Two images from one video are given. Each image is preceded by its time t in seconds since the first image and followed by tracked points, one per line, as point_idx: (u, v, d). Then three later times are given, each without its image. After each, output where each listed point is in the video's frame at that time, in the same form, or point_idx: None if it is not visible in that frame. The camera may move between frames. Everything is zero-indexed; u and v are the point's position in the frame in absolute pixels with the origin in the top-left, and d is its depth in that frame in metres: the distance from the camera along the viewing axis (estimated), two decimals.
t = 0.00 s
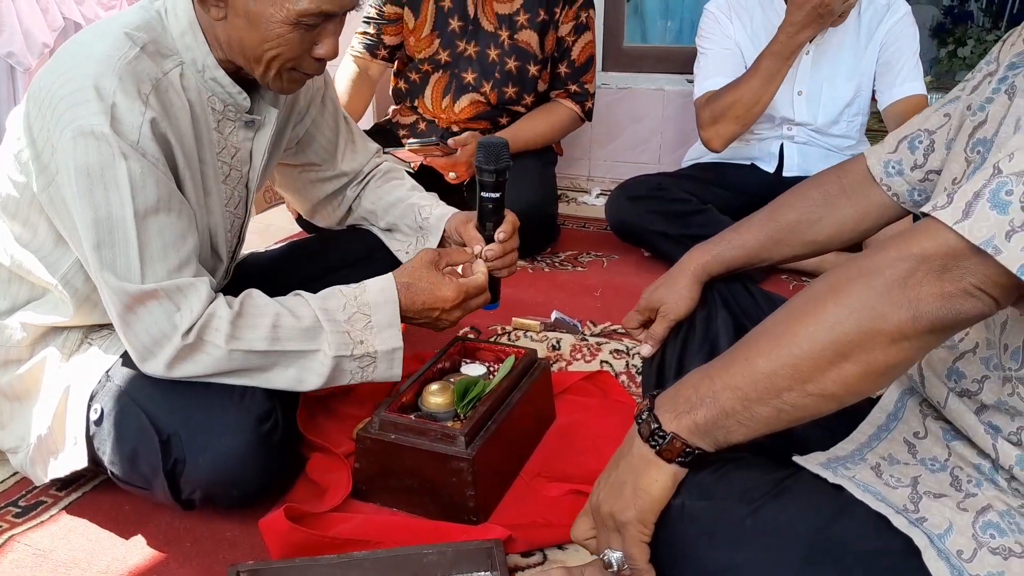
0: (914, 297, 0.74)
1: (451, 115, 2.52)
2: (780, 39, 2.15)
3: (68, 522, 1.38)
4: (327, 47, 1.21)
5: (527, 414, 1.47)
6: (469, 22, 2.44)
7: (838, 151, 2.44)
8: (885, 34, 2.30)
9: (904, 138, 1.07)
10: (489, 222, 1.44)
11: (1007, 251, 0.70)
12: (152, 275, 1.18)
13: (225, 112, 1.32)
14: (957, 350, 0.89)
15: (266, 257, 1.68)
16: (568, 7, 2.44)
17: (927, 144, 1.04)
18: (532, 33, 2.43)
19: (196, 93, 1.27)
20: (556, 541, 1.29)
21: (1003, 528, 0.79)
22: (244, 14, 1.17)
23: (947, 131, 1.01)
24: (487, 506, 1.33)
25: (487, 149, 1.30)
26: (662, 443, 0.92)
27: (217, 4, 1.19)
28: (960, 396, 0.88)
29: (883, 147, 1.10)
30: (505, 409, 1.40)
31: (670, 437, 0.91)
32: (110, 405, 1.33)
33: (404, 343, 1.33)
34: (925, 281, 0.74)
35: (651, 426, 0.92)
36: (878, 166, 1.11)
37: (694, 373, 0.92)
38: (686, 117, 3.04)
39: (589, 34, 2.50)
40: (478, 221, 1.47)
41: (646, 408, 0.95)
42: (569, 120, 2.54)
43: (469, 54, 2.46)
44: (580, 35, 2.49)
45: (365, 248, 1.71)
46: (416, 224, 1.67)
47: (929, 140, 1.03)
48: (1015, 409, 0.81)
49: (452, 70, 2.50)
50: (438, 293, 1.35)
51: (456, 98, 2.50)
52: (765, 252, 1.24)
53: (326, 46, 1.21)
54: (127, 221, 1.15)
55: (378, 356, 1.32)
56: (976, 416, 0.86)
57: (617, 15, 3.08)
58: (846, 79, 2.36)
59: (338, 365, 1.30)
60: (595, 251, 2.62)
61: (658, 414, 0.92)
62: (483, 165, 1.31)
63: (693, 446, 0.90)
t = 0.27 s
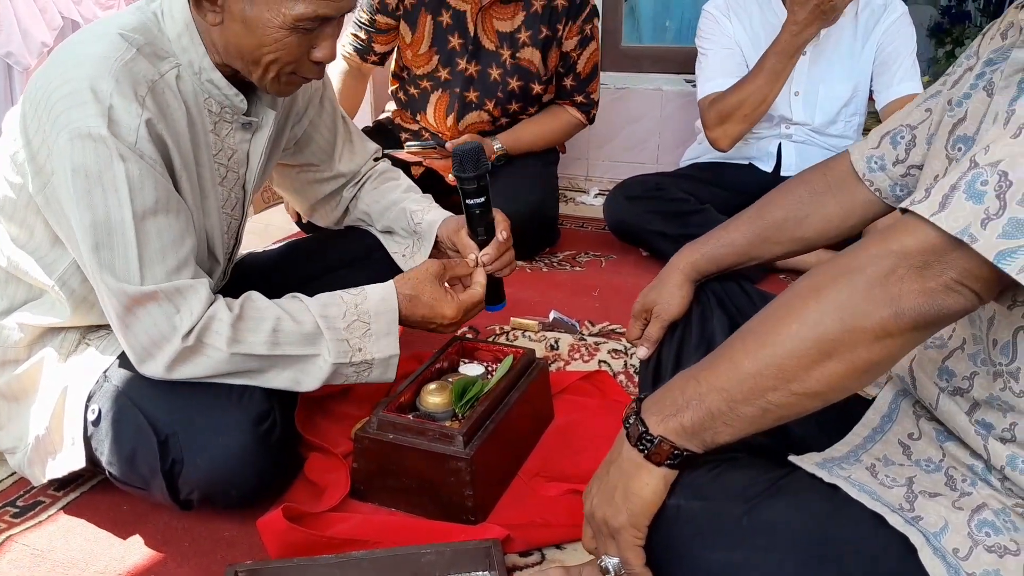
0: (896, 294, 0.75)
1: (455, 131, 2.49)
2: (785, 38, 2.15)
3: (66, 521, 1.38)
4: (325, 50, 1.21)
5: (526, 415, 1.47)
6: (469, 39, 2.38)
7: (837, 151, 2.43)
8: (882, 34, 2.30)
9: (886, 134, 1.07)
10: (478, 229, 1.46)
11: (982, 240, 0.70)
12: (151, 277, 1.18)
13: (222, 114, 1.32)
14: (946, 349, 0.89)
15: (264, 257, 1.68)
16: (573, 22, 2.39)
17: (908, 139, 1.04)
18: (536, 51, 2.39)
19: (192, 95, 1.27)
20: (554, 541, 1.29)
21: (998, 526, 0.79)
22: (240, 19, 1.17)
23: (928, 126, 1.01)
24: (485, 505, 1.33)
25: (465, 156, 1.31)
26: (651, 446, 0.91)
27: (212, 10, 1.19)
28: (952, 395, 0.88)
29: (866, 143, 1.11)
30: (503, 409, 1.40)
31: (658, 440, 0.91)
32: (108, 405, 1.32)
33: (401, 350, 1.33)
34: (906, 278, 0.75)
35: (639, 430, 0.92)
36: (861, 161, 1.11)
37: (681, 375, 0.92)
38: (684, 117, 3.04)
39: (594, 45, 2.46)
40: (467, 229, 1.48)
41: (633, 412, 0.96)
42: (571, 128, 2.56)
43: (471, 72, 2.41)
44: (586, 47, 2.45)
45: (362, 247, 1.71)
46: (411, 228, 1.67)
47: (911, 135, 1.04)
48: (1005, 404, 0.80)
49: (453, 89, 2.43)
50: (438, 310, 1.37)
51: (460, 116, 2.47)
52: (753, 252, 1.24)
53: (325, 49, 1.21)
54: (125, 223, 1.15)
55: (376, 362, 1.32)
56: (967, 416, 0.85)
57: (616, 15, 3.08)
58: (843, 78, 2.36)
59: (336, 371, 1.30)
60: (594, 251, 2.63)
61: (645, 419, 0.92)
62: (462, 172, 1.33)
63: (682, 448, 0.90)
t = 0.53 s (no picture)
0: (883, 304, 0.75)
1: (456, 136, 2.49)
2: (793, 47, 2.11)
3: (62, 525, 1.37)
4: (325, 51, 1.22)
5: (522, 419, 1.48)
6: (468, 44, 2.37)
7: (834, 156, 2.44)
8: (878, 40, 2.31)
9: (872, 138, 1.09)
10: (465, 238, 1.49)
11: (968, 248, 0.70)
12: (148, 279, 1.18)
13: (221, 117, 1.32)
14: (934, 355, 0.90)
15: (261, 261, 1.68)
16: (571, 24, 2.40)
17: (893, 144, 1.06)
18: (535, 53, 2.40)
19: (192, 98, 1.28)
20: (551, 544, 1.29)
21: (992, 528, 0.79)
22: (240, 19, 1.17)
23: (912, 131, 1.03)
24: (482, 509, 1.33)
25: (433, 172, 1.32)
26: (641, 454, 0.92)
27: (212, 10, 1.19)
28: (942, 400, 0.88)
29: (852, 148, 1.12)
30: (499, 413, 1.40)
31: (649, 447, 0.91)
32: (105, 408, 1.32)
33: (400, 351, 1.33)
34: (893, 288, 0.75)
35: (630, 438, 0.93)
36: (846, 168, 1.13)
37: (671, 383, 0.92)
38: (680, 121, 3.05)
39: (593, 45, 2.48)
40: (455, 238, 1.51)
41: (623, 419, 0.97)
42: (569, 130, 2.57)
43: (470, 76, 2.41)
44: (584, 49, 2.46)
45: (358, 250, 1.71)
46: (406, 234, 1.66)
47: (895, 140, 1.05)
48: (995, 408, 0.81)
49: (452, 93, 2.42)
50: (439, 310, 1.37)
51: (462, 122, 2.48)
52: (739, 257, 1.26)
53: (324, 50, 1.21)
54: (123, 226, 1.15)
55: (375, 365, 1.32)
56: (957, 421, 0.86)
57: (612, 20, 3.10)
58: (840, 84, 2.37)
59: (335, 373, 1.30)
60: (590, 254, 2.63)
61: (636, 426, 0.93)
62: (435, 190, 1.34)
63: (673, 455, 0.91)
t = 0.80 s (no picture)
0: (862, 298, 0.75)
1: (460, 130, 2.49)
2: (795, 46, 2.10)
3: (65, 525, 1.38)
4: (324, 49, 1.22)
5: (524, 420, 1.48)
6: (474, 36, 2.38)
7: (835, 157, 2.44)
8: (881, 41, 2.31)
9: (864, 121, 1.09)
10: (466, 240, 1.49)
11: (946, 238, 0.69)
12: (150, 280, 1.18)
13: (224, 118, 1.32)
14: (921, 350, 0.91)
15: (262, 262, 1.68)
16: (577, 18, 2.40)
17: (884, 127, 1.06)
18: (540, 46, 2.40)
19: (196, 98, 1.28)
20: (553, 545, 1.28)
21: (989, 524, 0.80)
22: (239, 17, 1.17)
23: (902, 115, 1.03)
24: (484, 509, 1.33)
25: (435, 172, 1.33)
26: (622, 449, 0.91)
27: (212, 8, 1.19)
28: (933, 398, 0.88)
29: (846, 130, 1.13)
30: (501, 413, 1.40)
31: (629, 442, 0.90)
32: (107, 408, 1.33)
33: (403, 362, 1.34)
34: (872, 283, 0.74)
35: (609, 433, 0.92)
36: (840, 150, 1.13)
37: (649, 378, 0.91)
38: (682, 123, 3.05)
39: (597, 42, 2.48)
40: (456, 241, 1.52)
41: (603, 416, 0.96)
42: (569, 128, 2.58)
43: (475, 68, 2.42)
44: (589, 45, 2.46)
45: (360, 250, 1.71)
46: (409, 235, 1.67)
47: (886, 124, 1.06)
48: (986, 399, 0.81)
49: (457, 84, 2.43)
50: (443, 318, 1.37)
51: (466, 115, 2.48)
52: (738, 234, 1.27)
53: (324, 48, 1.22)
54: (125, 226, 1.15)
55: (376, 375, 1.32)
56: (948, 418, 0.86)
57: (614, 21, 3.10)
58: (841, 85, 2.36)
59: (336, 382, 1.30)
60: (592, 256, 2.64)
61: (616, 421, 0.92)
62: (435, 190, 1.34)
63: (653, 451, 0.90)
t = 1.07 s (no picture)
0: (785, 339, 0.71)
1: (459, 111, 2.53)
2: (790, 46, 2.09)
3: (67, 524, 1.38)
4: (334, 38, 1.22)
5: (525, 421, 1.47)
6: (473, 14, 2.44)
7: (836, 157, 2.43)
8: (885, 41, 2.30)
9: (807, 141, 1.05)
10: (489, 228, 1.43)
11: (856, 276, 0.66)
12: (141, 274, 1.19)
13: (227, 113, 1.32)
14: (876, 371, 0.91)
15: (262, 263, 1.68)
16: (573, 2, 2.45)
17: (824, 146, 1.02)
18: (537, 26, 2.43)
19: (199, 94, 1.28)
20: (554, 544, 1.28)
21: (973, 523, 0.80)
22: (252, 8, 1.17)
23: (839, 132, 0.99)
24: (486, 509, 1.33)
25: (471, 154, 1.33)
26: (584, 500, 0.89)
27: None
28: (894, 413, 0.89)
29: (793, 152, 1.09)
30: (503, 412, 1.40)
31: (588, 493, 0.88)
32: (110, 407, 1.33)
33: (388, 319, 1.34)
34: (795, 322, 0.71)
35: (569, 486, 0.90)
36: (789, 171, 1.10)
37: (598, 429, 0.89)
38: (685, 121, 3.05)
39: (593, 30, 2.51)
40: (478, 231, 1.46)
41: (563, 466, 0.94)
42: (571, 118, 2.56)
43: (474, 46, 2.47)
44: (584, 30, 2.49)
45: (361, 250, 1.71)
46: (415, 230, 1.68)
47: (826, 142, 1.01)
48: (944, 411, 0.82)
49: (457, 64, 2.49)
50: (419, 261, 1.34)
51: (464, 94, 2.51)
52: (709, 255, 1.26)
53: (335, 38, 1.22)
54: (123, 219, 1.15)
55: (364, 337, 1.32)
56: (911, 433, 0.86)
57: (616, 20, 3.09)
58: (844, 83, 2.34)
59: (324, 350, 1.30)
60: (593, 254, 2.63)
61: (573, 474, 0.90)
62: (468, 172, 1.34)
63: (614, 497, 0.88)
